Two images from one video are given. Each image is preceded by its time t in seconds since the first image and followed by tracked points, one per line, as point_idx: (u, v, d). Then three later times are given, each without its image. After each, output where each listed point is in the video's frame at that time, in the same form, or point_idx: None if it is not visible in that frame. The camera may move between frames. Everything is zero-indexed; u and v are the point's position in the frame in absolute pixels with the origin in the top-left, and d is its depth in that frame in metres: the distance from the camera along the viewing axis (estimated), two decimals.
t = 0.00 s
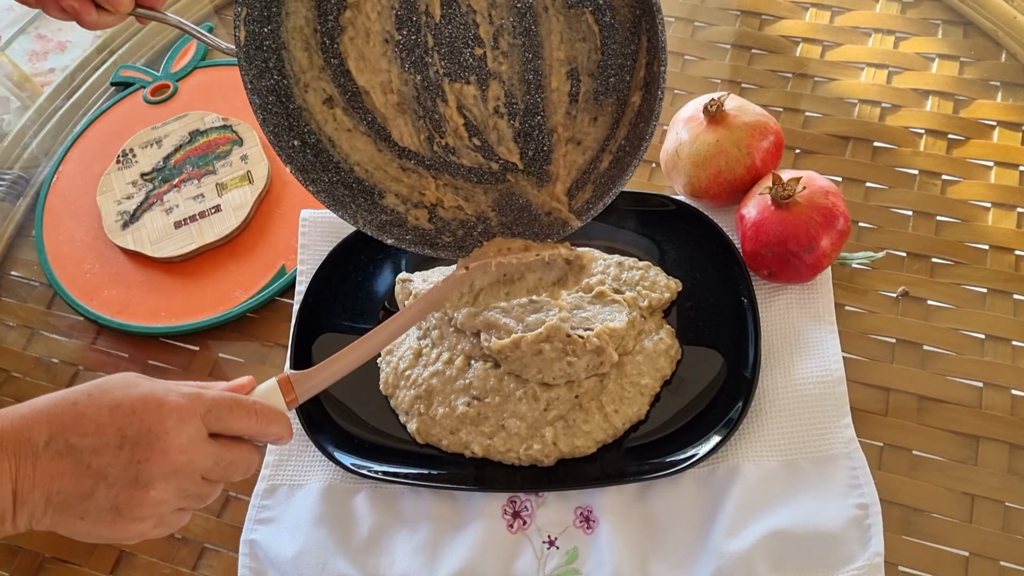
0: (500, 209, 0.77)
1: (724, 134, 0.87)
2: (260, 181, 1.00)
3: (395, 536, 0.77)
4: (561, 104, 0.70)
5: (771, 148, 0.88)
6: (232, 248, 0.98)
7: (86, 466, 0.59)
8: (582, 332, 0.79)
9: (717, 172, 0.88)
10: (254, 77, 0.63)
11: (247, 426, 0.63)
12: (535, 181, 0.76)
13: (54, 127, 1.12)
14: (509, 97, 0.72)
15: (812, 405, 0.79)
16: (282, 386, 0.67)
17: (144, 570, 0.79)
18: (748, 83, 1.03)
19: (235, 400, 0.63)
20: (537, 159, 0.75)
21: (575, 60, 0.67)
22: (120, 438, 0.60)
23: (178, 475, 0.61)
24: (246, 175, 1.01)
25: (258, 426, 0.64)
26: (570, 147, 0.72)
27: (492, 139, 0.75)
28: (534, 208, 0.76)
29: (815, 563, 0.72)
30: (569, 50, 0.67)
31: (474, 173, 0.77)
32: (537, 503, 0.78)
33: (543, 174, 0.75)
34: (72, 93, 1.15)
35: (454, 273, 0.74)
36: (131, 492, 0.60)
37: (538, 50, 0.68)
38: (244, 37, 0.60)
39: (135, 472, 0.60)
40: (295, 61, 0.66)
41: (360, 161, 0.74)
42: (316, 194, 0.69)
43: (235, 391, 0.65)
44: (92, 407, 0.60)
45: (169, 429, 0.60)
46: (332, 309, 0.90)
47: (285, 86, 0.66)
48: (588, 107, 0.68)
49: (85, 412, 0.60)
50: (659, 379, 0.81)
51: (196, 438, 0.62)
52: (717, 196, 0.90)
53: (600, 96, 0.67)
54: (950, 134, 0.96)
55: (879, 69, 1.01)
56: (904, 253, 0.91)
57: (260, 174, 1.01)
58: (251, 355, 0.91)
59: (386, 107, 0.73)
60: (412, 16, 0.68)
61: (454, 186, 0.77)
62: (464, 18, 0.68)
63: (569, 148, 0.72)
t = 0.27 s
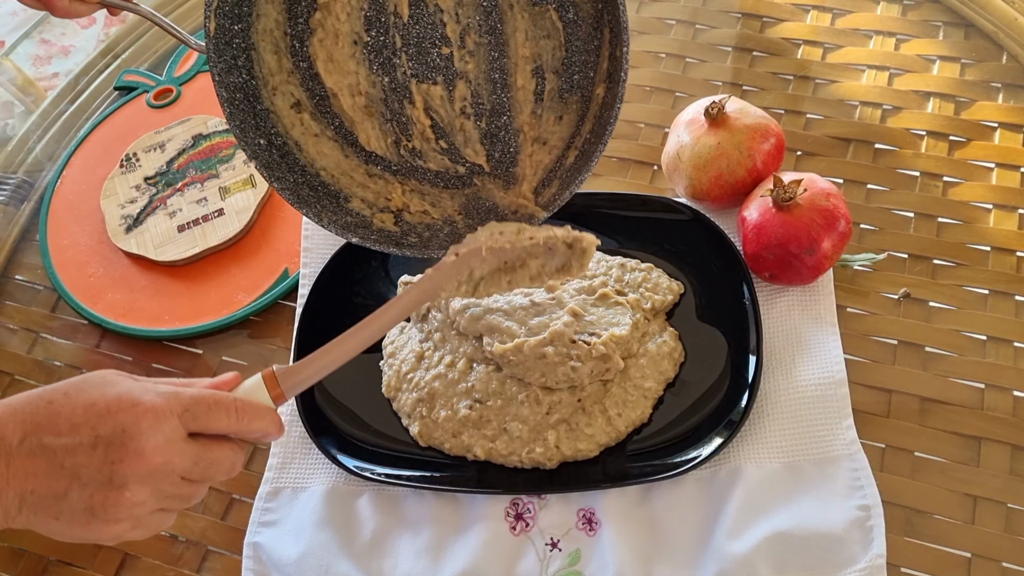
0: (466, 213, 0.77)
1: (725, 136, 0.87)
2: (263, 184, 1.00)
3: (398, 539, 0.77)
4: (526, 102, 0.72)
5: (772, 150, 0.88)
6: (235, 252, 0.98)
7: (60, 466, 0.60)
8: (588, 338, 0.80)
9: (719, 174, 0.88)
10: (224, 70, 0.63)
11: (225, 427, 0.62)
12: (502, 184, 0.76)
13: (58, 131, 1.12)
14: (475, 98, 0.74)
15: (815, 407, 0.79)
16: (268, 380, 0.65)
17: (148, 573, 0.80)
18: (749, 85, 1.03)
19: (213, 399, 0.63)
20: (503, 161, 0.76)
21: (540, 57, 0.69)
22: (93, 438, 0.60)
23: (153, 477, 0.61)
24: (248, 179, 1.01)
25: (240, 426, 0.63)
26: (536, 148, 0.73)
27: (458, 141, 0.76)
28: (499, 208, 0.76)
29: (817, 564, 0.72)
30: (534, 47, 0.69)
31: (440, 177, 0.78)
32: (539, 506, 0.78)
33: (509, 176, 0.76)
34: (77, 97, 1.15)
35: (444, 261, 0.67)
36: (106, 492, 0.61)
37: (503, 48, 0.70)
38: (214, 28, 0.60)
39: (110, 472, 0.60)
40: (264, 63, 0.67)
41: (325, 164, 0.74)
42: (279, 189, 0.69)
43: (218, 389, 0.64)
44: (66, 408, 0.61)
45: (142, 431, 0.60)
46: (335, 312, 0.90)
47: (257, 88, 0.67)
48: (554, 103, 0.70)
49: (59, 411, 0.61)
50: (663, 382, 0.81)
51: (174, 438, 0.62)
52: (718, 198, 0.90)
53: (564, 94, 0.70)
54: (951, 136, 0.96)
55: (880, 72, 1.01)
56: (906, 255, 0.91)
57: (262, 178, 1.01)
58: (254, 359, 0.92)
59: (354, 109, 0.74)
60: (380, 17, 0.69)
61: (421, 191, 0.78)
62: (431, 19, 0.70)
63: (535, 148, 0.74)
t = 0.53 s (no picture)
0: (363, 175, 0.73)
1: (727, 137, 0.87)
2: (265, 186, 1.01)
3: (401, 540, 0.78)
4: (422, 73, 0.77)
5: (773, 150, 0.88)
6: (236, 253, 0.98)
7: (17, 443, 0.64)
8: (590, 340, 0.80)
9: (720, 175, 0.88)
10: (123, 41, 0.68)
11: (183, 399, 0.64)
12: (398, 153, 0.76)
13: (60, 134, 1.13)
14: (372, 73, 0.80)
15: (816, 407, 0.79)
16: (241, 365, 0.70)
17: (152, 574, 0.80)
18: (750, 86, 1.03)
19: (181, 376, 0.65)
20: (401, 133, 0.78)
21: (433, 30, 0.76)
22: (50, 415, 0.64)
23: (105, 456, 0.64)
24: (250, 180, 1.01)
25: (201, 403, 0.64)
26: (427, 117, 0.75)
27: (357, 116, 0.80)
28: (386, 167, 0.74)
29: (819, 565, 0.72)
30: (427, 22, 0.77)
31: (337, 154, 0.78)
32: (541, 506, 0.78)
33: (408, 145, 0.76)
34: (79, 100, 1.16)
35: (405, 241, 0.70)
36: (58, 468, 0.64)
37: (398, 25, 0.78)
38: None
39: (64, 449, 0.64)
40: (164, 50, 0.72)
41: (218, 147, 0.73)
42: (164, 141, 0.66)
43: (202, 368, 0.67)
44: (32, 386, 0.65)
45: (98, 407, 0.63)
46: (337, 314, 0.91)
47: (155, 70, 0.71)
48: (446, 69, 0.75)
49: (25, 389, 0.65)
50: (665, 383, 0.81)
51: (129, 417, 0.64)
52: (720, 199, 0.90)
53: (458, 61, 0.75)
54: (953, 135, 0.96)
55: (882, 71, 1.01)
56: (908, 254, 0.91)
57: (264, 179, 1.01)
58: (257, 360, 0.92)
59: (247, 95, 0.77)
60: (282, 9, 0.78)
61: (316, 168, 0.76)
62: (329, 6, 0.79)
63: (432, 113, 0.75)
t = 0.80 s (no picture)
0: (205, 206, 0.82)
1: (725, 139, 0.87)
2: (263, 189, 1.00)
3: (399, 544, 0.78)
4: (275, 116, 0.87)
5: (771, 153, 0.88)
6: (235, 257, 0.98)
7: None
8: (590, 344, 0.80)
9: (718, 177, 0.88)
10: None
11: (162, 413, 0.64)
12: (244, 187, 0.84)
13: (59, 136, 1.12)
14: (230, 110, 0.89)
15: (815, 410, 0.78)
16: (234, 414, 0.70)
17: None
18: (749, 88, 1.03)
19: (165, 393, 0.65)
20: (249, 168, 0.86)
21: (291, 78, 0.86)
22: (24, 424, 0.62)
23: (75, 471, 0.62)
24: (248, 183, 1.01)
25: (180, 418, 0.65)
26: (280, 155, 0.84)
27: (211, 147, 0.89)
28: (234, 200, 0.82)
29: (817, 568, 0.72)
30: (286, 70, 0.87)
31: (187, 180, 0.86)
32: (540, 510, 0.78)
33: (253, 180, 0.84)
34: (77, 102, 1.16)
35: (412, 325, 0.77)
36: (28, 480, 0.62)
37: (260, 71, 0.88)
38: None
39: (35, 459, 0.62)
40: (39, 68, 0.82)
41: (79, 160, 0.81)
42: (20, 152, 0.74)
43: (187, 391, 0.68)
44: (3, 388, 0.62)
45: (76, 420, 0.62)
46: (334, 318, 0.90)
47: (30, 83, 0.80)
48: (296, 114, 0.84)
49: None
50: (665, 387, 0.81)
51: (107, 433, 0.63)
52: (718, 201, 0.90)
53: (310, 110, 0.83)
54: (952, 137, 0.96)
55: (881, 72, 1.01)
56: (907, 256, 0.91)
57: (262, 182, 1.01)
58: (255, 364, 0.92)
59: (119, 118, 0.87)
60: (158, 40, 0.89)
61: (167, 190, 0.84)
62: (201, 44, 0.90)
63: (279, 154, 0.84)
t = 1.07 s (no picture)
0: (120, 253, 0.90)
1: (724, 142, 0.87)
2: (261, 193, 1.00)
3: (398, 549, 0.78)
4: (201, 178, 0.94)
5: (771, 155, 0.87)
6: (233, 261, 0.98)
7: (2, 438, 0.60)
8: (589, 349, 0.80)
9: (718, 180, 0.87)
10: None
11: (180, 411, 0.64)
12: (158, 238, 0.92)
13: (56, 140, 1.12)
14: (161, 166, 0.95)
15: (815, 413, 0.78)
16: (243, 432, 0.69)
17: None
18: (748, 89, 1.03)
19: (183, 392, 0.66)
20: (167, 223, 0.93)
21: (223, 145, 0.95)
22: (46, 414, 0.61)
23: (94, 464, 0.62)
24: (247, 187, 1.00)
25: (196, 418, 0.65)
26: (203, 215, 0.92)
27: (137, 198, 0.94)
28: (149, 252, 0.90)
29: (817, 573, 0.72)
30: (220, 138, 0.95)
31: (110, 226, 0.92)
32: (539, 515, 0.78)
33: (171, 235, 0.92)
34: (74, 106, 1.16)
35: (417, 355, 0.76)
36: (47, 471, 0.61)
37: (195, 134, 0.96)
38: None
39: (54, 451, 0.61)
40: None
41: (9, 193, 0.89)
42: None
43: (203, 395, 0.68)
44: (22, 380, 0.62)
45: (98, 412, 0.62)
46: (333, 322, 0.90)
47: None
48: (218, 180, 0.93)
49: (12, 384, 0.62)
50: (665, 391, 0.81)
51: (127, 426, 0.63)
52: (717, 204, 0.90)
53: (236, 178, 0.93)
54: (953, 138, 0.95)
55: (881, 73, 1.01)
56: (908, 258, 0.90)
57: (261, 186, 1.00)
58: (254, 368, 0.92)
59: (54, 157, 0.93)
60: (106, 94, 0.97)
61: (89, 232, 0.91)
62: (145, 102, 0.97)
63: (198, 215, 0.92)
